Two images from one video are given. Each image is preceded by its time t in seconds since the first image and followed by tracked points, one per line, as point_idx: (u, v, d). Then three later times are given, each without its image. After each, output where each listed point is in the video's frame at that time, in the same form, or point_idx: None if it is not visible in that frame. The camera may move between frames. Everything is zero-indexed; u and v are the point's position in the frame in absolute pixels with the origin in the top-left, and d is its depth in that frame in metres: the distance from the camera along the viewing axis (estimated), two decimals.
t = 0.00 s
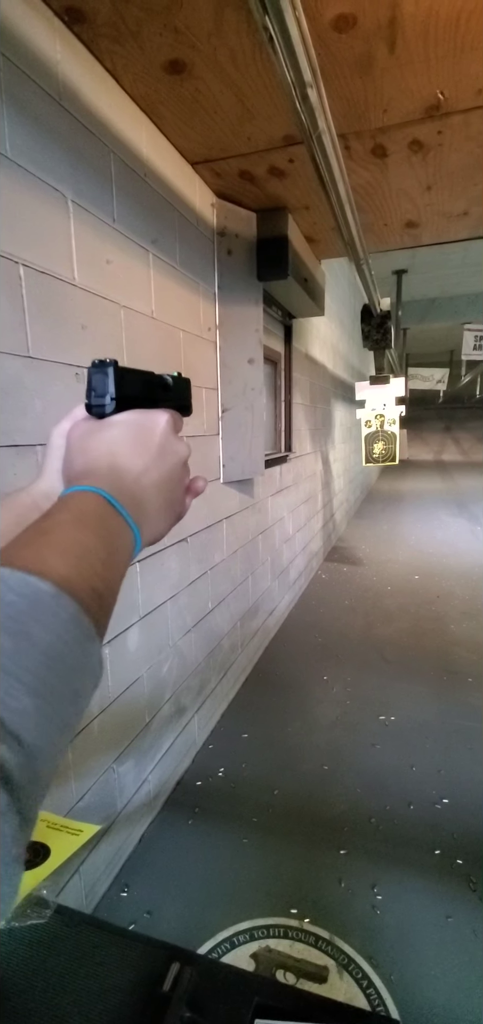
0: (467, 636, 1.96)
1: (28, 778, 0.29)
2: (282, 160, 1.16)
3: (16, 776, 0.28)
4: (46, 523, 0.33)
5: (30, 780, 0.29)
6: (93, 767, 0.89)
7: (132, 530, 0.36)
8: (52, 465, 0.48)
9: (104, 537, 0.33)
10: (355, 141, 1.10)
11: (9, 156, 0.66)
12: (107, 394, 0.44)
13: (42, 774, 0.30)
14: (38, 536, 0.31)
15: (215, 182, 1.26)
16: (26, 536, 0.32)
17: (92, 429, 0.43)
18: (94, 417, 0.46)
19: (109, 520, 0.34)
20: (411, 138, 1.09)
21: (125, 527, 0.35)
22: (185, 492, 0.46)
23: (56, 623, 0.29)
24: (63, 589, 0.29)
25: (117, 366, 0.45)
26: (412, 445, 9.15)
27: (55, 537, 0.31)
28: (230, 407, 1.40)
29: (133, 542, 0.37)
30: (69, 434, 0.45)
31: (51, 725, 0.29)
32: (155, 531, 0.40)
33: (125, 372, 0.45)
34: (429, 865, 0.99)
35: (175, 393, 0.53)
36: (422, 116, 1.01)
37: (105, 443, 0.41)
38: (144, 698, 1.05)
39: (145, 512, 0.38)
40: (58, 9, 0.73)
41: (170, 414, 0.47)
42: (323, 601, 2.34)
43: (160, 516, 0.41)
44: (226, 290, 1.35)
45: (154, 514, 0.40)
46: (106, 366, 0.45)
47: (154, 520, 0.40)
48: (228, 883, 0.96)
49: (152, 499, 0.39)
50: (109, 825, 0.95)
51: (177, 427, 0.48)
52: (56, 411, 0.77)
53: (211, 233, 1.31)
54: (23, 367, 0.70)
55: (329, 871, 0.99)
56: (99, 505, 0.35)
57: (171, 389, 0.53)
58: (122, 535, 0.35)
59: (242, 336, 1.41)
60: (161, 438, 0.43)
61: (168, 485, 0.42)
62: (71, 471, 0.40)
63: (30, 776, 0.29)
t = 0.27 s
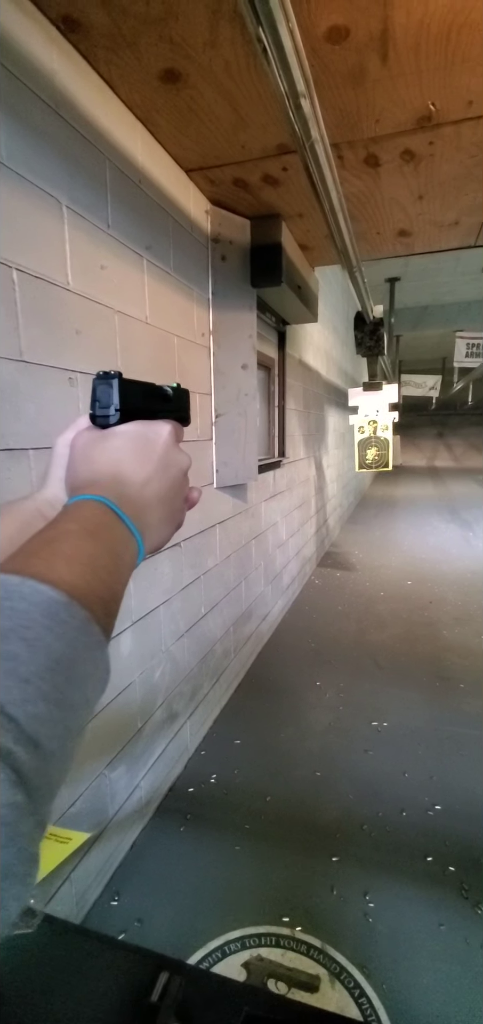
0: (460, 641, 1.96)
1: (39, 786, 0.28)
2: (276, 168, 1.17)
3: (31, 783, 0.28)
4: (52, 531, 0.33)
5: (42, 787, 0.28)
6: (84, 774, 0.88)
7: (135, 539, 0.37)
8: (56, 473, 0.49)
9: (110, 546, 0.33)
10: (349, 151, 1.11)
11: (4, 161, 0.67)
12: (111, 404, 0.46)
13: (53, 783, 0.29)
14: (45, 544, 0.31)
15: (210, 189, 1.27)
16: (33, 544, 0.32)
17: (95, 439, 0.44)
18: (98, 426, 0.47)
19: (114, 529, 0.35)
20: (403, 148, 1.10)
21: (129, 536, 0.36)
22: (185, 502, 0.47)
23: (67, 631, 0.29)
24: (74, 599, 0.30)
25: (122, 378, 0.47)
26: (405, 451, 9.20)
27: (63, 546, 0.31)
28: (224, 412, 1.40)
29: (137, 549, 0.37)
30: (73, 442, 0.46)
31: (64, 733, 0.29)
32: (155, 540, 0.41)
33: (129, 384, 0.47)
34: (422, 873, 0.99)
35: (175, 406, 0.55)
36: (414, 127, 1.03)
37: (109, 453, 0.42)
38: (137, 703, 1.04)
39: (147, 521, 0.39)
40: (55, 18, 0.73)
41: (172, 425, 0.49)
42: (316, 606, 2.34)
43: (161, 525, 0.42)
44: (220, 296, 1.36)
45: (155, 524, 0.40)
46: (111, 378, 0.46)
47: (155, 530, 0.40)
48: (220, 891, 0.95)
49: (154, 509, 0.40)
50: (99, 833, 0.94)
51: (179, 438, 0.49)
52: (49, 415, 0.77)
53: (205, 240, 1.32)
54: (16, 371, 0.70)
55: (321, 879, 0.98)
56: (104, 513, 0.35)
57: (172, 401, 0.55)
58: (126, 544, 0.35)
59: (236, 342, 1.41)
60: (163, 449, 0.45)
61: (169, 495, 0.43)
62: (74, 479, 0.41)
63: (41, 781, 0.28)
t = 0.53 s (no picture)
0: (452, 648, 1.97)
1: (43, 791, 0.28)
2: (270, 177, 1.18)
3: (34, 787, 0.27)
4: (52, 535, 0.33)
5: (45, 794, 0.28)
6: (74, 783, 0.87)
7: (133, 544, 0.37)
8: (55, 477, 0.49)
9: (109, 550, 0.34)
10: (341, 161, 1.13)
11: None
12: (111, 409, 0.46)
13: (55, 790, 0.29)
14: (44, 548, 0.31)
15: (204, 197, 1.27)
16: (32, 547, 0.32)
17: (95, 444, 0.44)
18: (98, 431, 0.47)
19: (112, 534, 0.35)
20: (395, 160, 1.12)
21: (127, 541, 0.36)
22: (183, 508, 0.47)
23: (69, 634, 0.29)
24: (74, 602, 0.30)
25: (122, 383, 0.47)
26: (397, 458, 9.26)
27: (63, 550, 0.31)
28: (217, 418, 1.40)
29: (136, 555, 0.37)
30: (72, 447, 0.47)
31: (66, 738, 0.29)
32: (154, 545, 0.41)
33: (130, 389, 0.46)
34: (415, 881, 0.98)
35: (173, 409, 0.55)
36: (406, 139, 1.04)
37: (108, 458, 0.42)
38: (128, 711, 1.03)
39: (147, 526, 0.40)
40: (51, 27, 0.73)
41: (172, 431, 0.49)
42: (309, 612, 2.34)
43: (159, 530, 0.42)
44: (214, 302, 1.36)
45: (154, 529, 0.41)
46: (111, 384, 0.46)
47: (154, 536, 0.41)
48: (212, 901, 0.94)
49: (153, 514, 0.41)
50: (89, 844, 0.93)
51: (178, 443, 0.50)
52: (42, 419, 0.76)
53: (199, 247, 1.32)
54: (8, 375, 0.69)
55: (314, 888, 0.97)
56: (102, 518, 0.36)
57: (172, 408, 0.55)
58: (125, 549, 0.35)
59: (230, 348, 1.42)
60: (163, 454, 0.45)
61: (168, 501, 0.43)
62: (74, 485, 0.41)
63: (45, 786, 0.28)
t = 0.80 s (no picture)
0: (449, 652, 1.96)
1: (36, 793, 0.27)
2: (268, 182, 1.19)
3: (27, 789, 0.27)
4: (47, 537, 0.33)
5: (37, 796, 0.28)
6: (68, 787, 0.87)
7: (129, 545, 0.37)
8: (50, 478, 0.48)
9: (104, 552, 0.34)
10: (339, 167, 1.13)
11: None
12: (107, 410, 0.46)
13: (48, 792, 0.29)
14: (39, 550, 0.32)
15: (202, 201, 1.28)
16: (28, 548, 0.32)
17: (93, 444, 0.44)
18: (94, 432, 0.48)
19: (108, 535, 0.35)
20: (393, 166, 1.13)
21: (123, 542, 0.36)
22: (180, 511, 0.47)
23: (61, 635, 0.29)
24: (68, 605, 0.30)
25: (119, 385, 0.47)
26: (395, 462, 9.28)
27: (57, 552, 0.32)
28: (215, 421, 1.40)
29: (132, 556, 0.38)
30: (68, 448, 0.47)
31: (59, 740, 0.29)
32: (150, 547, 0.42)
33: (126, 391, 0.47)
34: (412, 887, 0.98)
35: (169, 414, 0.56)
36: (404, 145, 1.05)
37: (106, 459, 0.42)
38: (123, 715, 1.03)
39: (143, 528, 0.40)
40: (50, 31, 0.74)
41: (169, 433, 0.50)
42: (306, 616, 2.34)
43: (156, 532, 0.42)
44: (212, 306, 1.37)
45: (151, 530, 0.41)
46: (108, 385, 0.47)
47: (151, 538, 0.41)
48: (207, 906, 0.94)
49: (150, 516, 0.41)
50: (84, 848, 0.92)
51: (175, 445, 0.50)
52: (39, 422, 0.76)
53: (198, 251, 1.33)
54: (5, 378, 0.69)
55: (310, 893, 0.97)
56: (99, 520, 0.36)
57: (168, 412, 0.56)
58: (120, 550, 0.36)
59: (228, 352, 1.42)
60: (160, 456, 0.45)
61: (165, 502, 0.43)
62: (71, 485, 0.41)
63: (38, 788, 0.28)
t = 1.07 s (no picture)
0: (442, 657, 1.97)
1: None
2: (263, 190, 1.20)
3: None
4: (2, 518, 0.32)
5: None
6: (60, 796, 0.86)
7: (91, 501, 0.35)
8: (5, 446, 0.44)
9: (65, 523, 0.32)
10: (333, 174, 1.14)
11: None
12: (32, 357, 0.40)
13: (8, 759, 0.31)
14: None
15: (197, 207, 1.28)
16: None
17: (26, 395, 0.39)
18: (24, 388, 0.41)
19: (64, 502, 0.33)
20: (386, 174, 1.14)
21: (82, 501, 0.34)
22: (151, 443, 0.42)
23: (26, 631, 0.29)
24: (25, 590, 0.29)
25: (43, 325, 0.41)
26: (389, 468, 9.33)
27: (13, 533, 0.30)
28: (209, 426, 1.41)
29: (99, 517, 0.35)
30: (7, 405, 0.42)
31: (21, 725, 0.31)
32: (124, 495, 0.39)
33: (50, 330, 0.40)
34: (406, 893, 0.97)
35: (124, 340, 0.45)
36: (397, 155, 1.06)
37: (41, 408, 0.37)
38: (116, 721, 1.02)
39: (101, 479, 0.36)
40: (46, 38, 0.74)
41: (110, 365, 0.42)
42: (300, 621, 2.33)
43: (123, 474, 0.38)
44: (206, 311, 1.37)
45: (115, 478, 0.37)
46: (31, 329, 0.40)
47: (118, 483, 0.37)
48: (199, 915, 0.93)
49: (108, 463, 0.37)
50: (75, 858, 0.91)
51: (120, 376, 0.42)
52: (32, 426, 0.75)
53: (192, 256, 1.33)
54: None
55: (304, 901, 0.96)
56: (50, 485, 0.33)
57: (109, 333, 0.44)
58: (81, 515, 0.34)
59: (222, 357, 1.43)
60: (105, 390, 0.39)
61: (125, 443, 0.39)
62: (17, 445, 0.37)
63: None
